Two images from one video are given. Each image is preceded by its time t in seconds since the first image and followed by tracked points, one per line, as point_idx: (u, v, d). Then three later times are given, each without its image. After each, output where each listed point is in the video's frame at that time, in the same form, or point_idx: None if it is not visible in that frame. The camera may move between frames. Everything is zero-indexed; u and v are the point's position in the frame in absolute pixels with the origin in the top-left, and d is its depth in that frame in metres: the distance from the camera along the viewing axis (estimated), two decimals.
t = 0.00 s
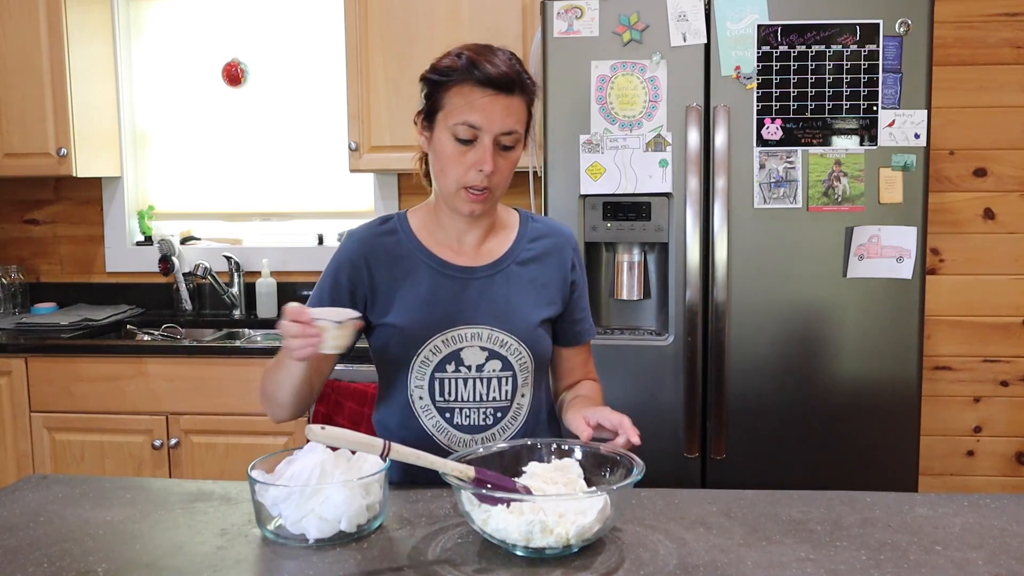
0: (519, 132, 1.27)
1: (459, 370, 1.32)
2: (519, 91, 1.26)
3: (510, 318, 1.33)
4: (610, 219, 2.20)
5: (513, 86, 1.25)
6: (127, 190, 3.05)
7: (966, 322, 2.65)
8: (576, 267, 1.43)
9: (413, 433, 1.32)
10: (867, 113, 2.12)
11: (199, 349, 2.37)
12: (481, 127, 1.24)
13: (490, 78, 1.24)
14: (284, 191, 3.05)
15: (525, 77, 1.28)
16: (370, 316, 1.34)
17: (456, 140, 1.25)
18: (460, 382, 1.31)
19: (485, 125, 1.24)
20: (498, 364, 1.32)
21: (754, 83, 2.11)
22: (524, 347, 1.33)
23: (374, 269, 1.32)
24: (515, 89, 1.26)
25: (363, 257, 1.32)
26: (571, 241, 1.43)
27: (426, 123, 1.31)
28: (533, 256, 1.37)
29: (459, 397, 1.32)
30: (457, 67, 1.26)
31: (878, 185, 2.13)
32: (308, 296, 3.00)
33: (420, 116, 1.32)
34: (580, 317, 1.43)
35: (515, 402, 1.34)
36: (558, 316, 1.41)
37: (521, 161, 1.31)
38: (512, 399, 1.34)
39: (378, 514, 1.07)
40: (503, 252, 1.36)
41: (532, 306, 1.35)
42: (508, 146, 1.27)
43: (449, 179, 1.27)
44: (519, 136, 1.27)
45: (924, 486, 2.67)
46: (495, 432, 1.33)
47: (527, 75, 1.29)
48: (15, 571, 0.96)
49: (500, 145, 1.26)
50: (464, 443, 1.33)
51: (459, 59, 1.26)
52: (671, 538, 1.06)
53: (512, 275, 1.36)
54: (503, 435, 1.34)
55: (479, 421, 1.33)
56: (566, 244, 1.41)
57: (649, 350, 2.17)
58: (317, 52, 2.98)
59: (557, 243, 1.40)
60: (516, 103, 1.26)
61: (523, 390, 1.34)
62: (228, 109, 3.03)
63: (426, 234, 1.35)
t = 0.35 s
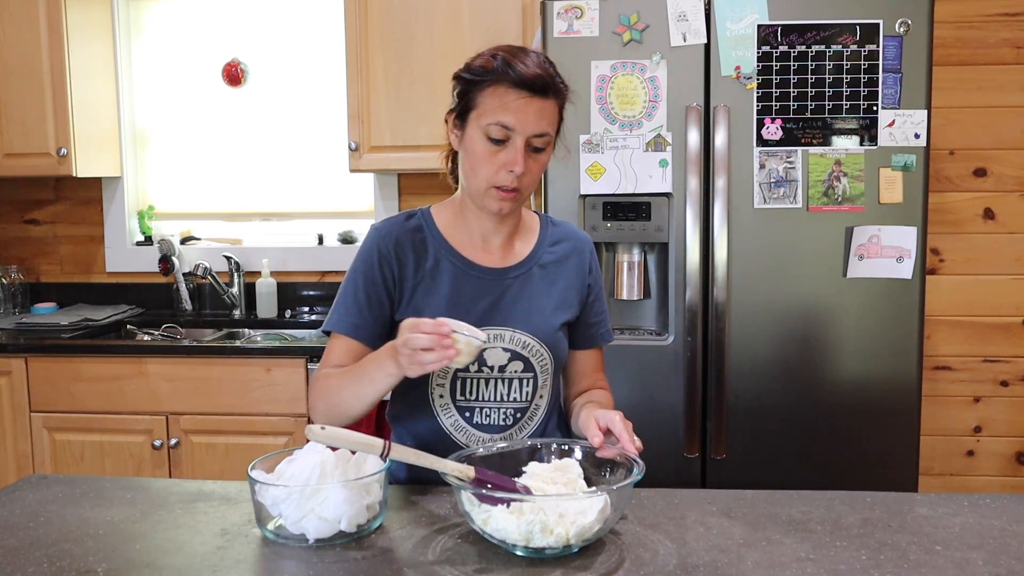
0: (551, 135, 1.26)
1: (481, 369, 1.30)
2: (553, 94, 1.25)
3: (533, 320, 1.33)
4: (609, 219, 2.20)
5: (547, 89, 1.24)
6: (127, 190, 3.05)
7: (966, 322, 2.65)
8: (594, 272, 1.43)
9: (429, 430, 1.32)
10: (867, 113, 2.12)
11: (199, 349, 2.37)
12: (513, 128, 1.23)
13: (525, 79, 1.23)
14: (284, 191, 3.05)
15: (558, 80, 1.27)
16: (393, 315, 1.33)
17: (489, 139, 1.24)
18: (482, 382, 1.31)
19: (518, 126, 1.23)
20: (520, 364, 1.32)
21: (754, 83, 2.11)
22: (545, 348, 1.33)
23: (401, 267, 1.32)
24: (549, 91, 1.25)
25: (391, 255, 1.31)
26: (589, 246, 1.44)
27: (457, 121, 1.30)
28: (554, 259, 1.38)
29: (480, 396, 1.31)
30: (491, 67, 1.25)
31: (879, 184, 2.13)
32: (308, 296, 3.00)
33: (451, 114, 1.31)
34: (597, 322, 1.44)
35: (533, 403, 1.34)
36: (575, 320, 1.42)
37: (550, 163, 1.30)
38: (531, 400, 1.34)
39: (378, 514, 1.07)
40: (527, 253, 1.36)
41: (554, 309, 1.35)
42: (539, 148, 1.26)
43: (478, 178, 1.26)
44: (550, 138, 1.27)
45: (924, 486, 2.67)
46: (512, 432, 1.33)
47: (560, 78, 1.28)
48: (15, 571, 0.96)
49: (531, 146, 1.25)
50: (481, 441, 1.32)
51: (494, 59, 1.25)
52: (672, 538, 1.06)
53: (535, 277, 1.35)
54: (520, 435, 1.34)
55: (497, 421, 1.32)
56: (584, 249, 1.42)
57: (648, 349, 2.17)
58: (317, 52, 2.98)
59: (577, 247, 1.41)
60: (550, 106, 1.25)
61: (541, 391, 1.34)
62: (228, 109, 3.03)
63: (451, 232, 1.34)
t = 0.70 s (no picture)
0: (559, 134, 1.26)
1: (490, 370, 1.30)
2: (562, 95, 1.26)
3: (544, 321, 1.33)
4: (609, 219, 2.20)
5: (556, 87, 1.25)
6: (127, 190, 3.05)
7: (966, 322, 2.65)
8: (602, 276, 1.44)
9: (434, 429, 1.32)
10: (867, 113, 2.12)
11: (199, 349, 2.37)
12: (518, 124, 1.24)
13: (534, 77, 1.24)
14: (284, 191, 3.05)
15: (569, 81, 1.27)
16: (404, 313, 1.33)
17: (495, 134, 1.25)
18: (490, 382, 1.31)
19: (522, 122, 1.24)
20: (529, 366, 1.32)
21: (754, 83, 2.11)
22: (553, 350, 1.33)
23: (413, 266, 1.31)
24: (558, 91, 1.25)
25: (403, 253, 1.31)
26: (598, 249, 1.44)
27: (470, 118, 1.31)
28: (564, 262, 1.38)
29: (488, 397, 1.31)
30: (504, 65, 1.26)
31: (879, 184, 2.13)
32: (308, 296, 3.00)
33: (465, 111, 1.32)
34: (604, 327, 1.44)
35: (540, 404, 1.34)
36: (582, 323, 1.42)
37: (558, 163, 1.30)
38: (538, 401, 1.34)
39: (378, 514, 1.07)
40: (536, 255, 1.36)
41: (564, 311, 1.35)
42: (546, 147, 1.26)
43: (482, 173, 1.27)
44: (558, 138, 1.27)
45: (924, 486, 2.66)
46: (519, 432, 1.33)
47: (572, 81, 1.29)
48: (14, 571, 0.96)
49: (536, 144, 1.25)
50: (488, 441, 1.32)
51: (507, 58, 1.26)
52: (672, 538, 1.06)
53: (544, 278, 1.36)
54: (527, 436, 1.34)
55: (505, 421, 1.32)
56: (593, 252, 1.42)
57: (648, 349, 2.17)
58: (317, 52, 2.98)
59: (586, 250, 1.41)
60: (558, 105, 1.25)
61: (549, 393, 1.34)
62: (228, 109, 3.03)
63: (461, 231, 1.34)
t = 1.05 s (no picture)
0: (549, 119, 1.28)
1: (492, 371, 1.30)
2: (548, 81, 1.28)
3: (546, 322, 1.33)
4: (610, 219, 2.20)
5: (540, 73, 1.27)
6: (127, 190, 3.05)
7: (966, 322, 2.65)
8: (605, 276, 1.44)
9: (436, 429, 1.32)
10: (867, 113, 2.12)
11: (199, 349, 2.37)
12: (505, 110, 1.26)
13: (516, 65, 1.27)
14: (284, 191, 3.05)
15: (554, 69, 1.30)
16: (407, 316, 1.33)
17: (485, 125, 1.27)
18: (493, 383, 1.31)
19: (509, 108, 1.26)
20: (531, 367, 1.31)
21: (754, 83, 2.11)
22: (556, 351, 1.33)
23: (414, 268, 1.31)
24: (542, 77, 1.28)
25: (405, 255, 1.31)
26: (601, 250, 1.44)
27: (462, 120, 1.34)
28: (566, 262, 1.38)
29: (490, 398, 1.31)
30: (488, 60, 1.29)
31: (879, 185, 2.13)
32: (309, 296, 3.00)
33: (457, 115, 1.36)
34: (607, 328, 1.44)
35: (543, 405, 1.34)
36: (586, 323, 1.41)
37: (554, 153, 1.30)
38: (541, 402, 1.33)
39: (378, 514, 1.07)
40: (538, 255, 1.36)
41: (567, 311, 1.35)
42: (539, 134, 1.27)
43: (478, 165, 1.28)
44: (549, 123, 1.28)
45: (924, 486, 2.66)
46: (522, 434, 1.33)
47: (559, 70, 1.31)
48: (14, 571, 0.96)
49: (526, 129, 1.27)
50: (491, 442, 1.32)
51: (490, 54, 1.30)
52: (672, 538, 1.05)
53: (546, 279, 1.35)
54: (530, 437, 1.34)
55: (507, 422, 1.32)
56: (596, 253, 1.42)
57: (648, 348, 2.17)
58: (317, 52, 2.98)
59: (589, 250, 1.41)
60: (545, 90, 1.27)
61: (551, 394, 1.34)
62: (228, 109, 3.03)
63: (462, 232, 1.35)
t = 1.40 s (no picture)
0: (546, 122, 1.27)
1: (487, 368, 1.30)
2: (545, 83, 1.27)
3: (541, 320, 1.33)
4: (610, 219, 2.20)
5: (537, 77, 1.26)
6: (127, 190, 3.05)
7: (966, 322, 2.65)
8: (600, 272, 1.43)
9: (436, 428, 1.32)
10: (867, 113, 2.12)
11: (199, 349, 2.37)
12: (506, 117, 1.25)
13: (514, 69, 1.25)
14: (284, 191, 3.05)
15: (549, 70, 1.29)
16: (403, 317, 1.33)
17: (483, 131, 1.26)
18: (489, 381, 1.31)
19: (510, 114, 1.25)
20: (527, 363, 1.31)
21: (754, 83, 2.11)
22: (552, 347, 1.33)
23: (408, 269, 1.32)
24: (539, 81, 1.26)
25: (398, 257, 1.31)
26: (596, 246, 1.44)
27: (454, 121, 1.32)
28: (560, 259, 1.38)
29: (488, 396, 1.31)
30: (483, 62, 1.27)
31: (879, 184, 2.13)
32: (308, 296, 3.00)
33: (448, 114, 1.34)
34: (603, 322, 1.43)
35: (540, 402, 1.34)
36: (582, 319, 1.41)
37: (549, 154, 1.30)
38: (538, 398, 1.33)
39: (378, 514, 1.07)
40: (533, 254, 1.36)
41: (562, 308, 1.35)
42: (535, 137, 1.27)
43: (476, 170, 1.27)
44: (546, 127, 1.27)
45: (924, 486, 2.66)
46: (520, 431, 1.33)
47: (552, 71, 1.30)
48: (14, 571, 0.96)
49: (525, 134, 1.26)
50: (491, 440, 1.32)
51: (486, 55, 1.28)
52: (672, 538, 1.05)
53: (541, 277, 1.35)
54: (529, 434, 1.34)
55: (505, 420, 1.32)
56: (591, 249, 1.42)
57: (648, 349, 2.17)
58: (317, 53, 2.98)
59: (583, 247, 1.41)
60: (542, 94, 1.26)
61: (549, 390, 1.34)
62: (228, 109, 3.03)
63: (455, 233, 1.35)
